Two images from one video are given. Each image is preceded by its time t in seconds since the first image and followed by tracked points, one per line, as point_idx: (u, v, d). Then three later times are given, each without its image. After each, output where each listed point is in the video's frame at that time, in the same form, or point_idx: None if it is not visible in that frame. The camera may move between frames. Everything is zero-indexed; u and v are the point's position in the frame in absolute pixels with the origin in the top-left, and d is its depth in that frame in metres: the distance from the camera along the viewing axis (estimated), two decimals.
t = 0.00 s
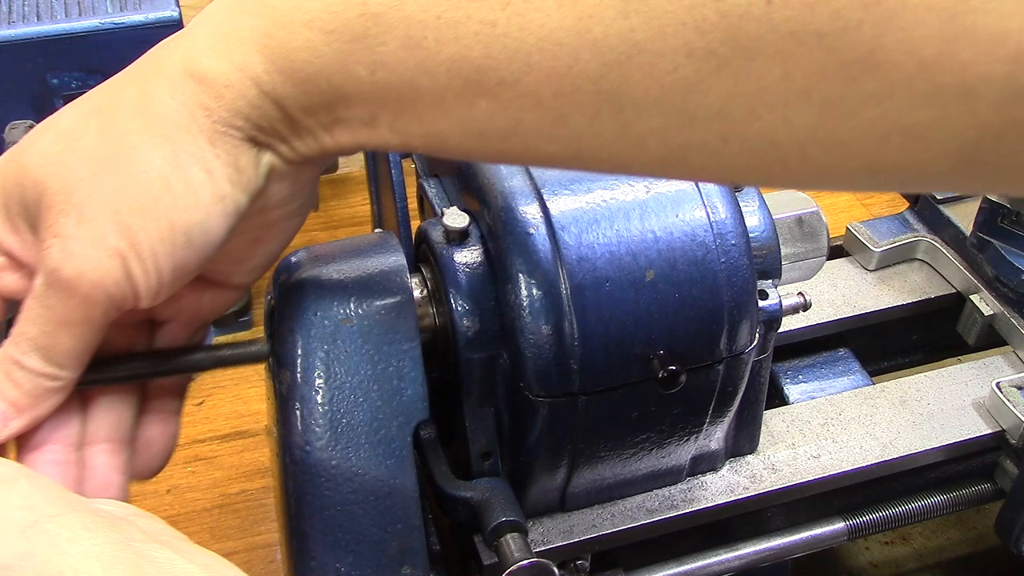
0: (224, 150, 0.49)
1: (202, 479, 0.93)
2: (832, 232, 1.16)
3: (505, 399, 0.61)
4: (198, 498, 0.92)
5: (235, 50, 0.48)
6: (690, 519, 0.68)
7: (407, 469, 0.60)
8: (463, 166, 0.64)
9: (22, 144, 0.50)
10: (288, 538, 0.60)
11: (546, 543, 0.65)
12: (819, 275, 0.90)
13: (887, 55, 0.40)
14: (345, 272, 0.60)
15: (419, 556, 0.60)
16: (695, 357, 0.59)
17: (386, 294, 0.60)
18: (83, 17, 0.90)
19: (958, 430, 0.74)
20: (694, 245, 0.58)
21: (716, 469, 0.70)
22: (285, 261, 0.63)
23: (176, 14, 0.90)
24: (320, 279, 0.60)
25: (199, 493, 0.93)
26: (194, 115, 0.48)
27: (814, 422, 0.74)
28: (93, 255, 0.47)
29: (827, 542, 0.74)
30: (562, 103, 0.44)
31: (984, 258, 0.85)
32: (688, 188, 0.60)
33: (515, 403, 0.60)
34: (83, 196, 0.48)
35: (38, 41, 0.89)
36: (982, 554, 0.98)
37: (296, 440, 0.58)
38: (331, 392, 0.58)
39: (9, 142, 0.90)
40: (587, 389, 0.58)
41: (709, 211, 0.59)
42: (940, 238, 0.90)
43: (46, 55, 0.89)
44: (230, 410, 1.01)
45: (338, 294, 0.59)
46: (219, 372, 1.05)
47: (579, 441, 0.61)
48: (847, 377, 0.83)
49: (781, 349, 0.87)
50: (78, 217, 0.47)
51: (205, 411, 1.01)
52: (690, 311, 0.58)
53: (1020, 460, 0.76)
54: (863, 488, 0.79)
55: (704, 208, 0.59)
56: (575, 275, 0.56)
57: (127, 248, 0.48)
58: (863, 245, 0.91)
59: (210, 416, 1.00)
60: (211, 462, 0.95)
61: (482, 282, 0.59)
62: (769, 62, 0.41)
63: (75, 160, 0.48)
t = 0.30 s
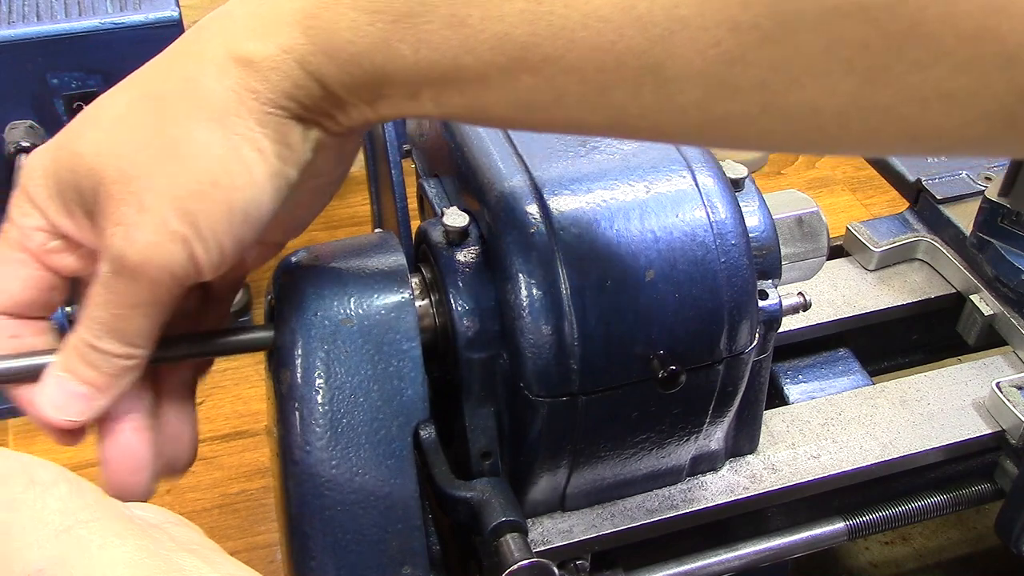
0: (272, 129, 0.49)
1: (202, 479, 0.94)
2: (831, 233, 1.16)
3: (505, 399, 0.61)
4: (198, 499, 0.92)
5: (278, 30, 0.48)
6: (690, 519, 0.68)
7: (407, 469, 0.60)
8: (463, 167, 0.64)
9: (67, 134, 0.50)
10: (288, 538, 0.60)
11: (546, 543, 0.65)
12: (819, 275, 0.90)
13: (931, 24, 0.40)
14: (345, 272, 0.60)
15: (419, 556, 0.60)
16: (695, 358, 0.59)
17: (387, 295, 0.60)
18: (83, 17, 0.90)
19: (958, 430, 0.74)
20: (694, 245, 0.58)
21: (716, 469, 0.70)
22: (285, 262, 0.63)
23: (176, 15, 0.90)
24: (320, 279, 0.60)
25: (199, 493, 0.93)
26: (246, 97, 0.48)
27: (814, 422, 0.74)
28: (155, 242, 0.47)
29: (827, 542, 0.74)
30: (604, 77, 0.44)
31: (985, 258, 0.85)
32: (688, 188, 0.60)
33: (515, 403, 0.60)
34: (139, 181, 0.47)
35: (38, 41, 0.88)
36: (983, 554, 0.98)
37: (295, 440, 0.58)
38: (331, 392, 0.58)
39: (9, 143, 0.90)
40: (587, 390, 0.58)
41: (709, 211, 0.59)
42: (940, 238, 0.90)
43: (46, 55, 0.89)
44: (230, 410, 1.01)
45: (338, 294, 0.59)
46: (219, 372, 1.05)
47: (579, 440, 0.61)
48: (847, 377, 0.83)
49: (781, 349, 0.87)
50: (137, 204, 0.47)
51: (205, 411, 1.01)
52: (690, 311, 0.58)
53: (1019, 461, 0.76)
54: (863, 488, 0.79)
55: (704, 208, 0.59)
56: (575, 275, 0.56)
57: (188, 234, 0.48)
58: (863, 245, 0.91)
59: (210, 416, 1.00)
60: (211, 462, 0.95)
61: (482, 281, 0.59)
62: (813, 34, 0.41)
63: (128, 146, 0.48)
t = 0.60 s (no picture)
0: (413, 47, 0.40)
1: (202, 480, 0.94)
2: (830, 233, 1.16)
3: (505, 399, 0.61)
4: (198, 499, 0.92)
5: None
6: (691, 519, 0.68)
7: (407, 469, 0.60)
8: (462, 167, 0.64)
9: (171, 16, 0.39)
10: (288, 537, 0.60)
11: (545, 543, 0.65)
12: (820, 275, 0.90)
13: None
14: (345, 272, 0.60)
15: (419, 557, 0.60)
16: (695, 358, 0.59)
17: (386, 294, 0.60)
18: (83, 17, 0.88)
19: (959, 430, 0.74)
20: (694, 246, 0.58)
21: (716, 469, 0.70)
22: (285, 262, 0.63)
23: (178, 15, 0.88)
24: (319, 279, 0.60)
25: (200, 493, 0.93)
26: (362, 2, 0.37)
27: (814, 422, 0.74)
28: (264, 144, 0.39)
29: (826, 542, 0.74)
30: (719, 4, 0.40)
31: (985, 258, 0.85)
32: (689, 188, 0.60)
33: (515, 403, 0.60)
34: (261, 71, 0.38)
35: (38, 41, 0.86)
36: (982, 554, 0.98)
37: (295, 440, 0.58)
38: (331, 392, 0.58)
39: (8, 144, 0.87)
40: (586, 390, 0.58)
41: (709, 211, 0.59)
42: (940, 238, 0.90)
43: (44, 56, 0.86)
44: (231, 411, 1.01)
45: (338, 295, 0.59)
46: (219, 372, 1.05)
47: (579, 441, 0.61)
48: (847, 377, 0.83)
49: (781, 349, 0.87)
50: (245, 99, 0.38)
51: (205, 410, 1.01)
52: (690, 311, 0.58)
53: (1019, 461, 0.76)
54: (863, 488, 0.79)
55: (705, 208, 0.59)
56: (575, 275, 0.56)
57: (309, 130, 0.39)
58: (863, 245, 0.91)
59: (210, 416, 1.00)
60: (211, 462, 0.95)
61: (482, 281, 0.59)
62: None
63: (248, 38, 0.37)
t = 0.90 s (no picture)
0: None
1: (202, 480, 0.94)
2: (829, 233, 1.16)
3: (504, 399, 0.61)
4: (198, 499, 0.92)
5: None
6: (690, 519, 0.68)
7: (407, 469, 0.60)
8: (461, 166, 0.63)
9: None
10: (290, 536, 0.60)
11: (545, 543, 0.65)
12: (819, 275, 0.90)
13: None
14: (344, 272, 0.60)
15: (419, 556, 0.61)
16: (695, 358, 0.60)
17: (385, 295, 0.60)
18: (83, 16, 0.87)
19: (958, 430, 0.74)
20: (694, 246, 0.58)
21: (716, 469, 0.70)
22: (285, 262, 0.63)
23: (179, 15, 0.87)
24: (317, 280, 0.60)
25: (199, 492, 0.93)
26: None
27: (813, 421, 0.74)
28: None
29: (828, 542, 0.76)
30: None
31: (984, 258, 0.85)
32: (688, 187, 0.59)
33: (515, 403, 0.60)
34: None
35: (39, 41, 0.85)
36: (982, 554, 0.98)
37: (295, 439, 0.58)
38: (331, 392, 0.58)
39: (8, 144, 0.87)
40: (586, 390, 0.58)
41: (709, 211, 0.59)
42: (940, 238, 0.90)
43: (45, 56, 0.85)
44: (230, 410, 1.01)
45: (337, 295, 0.59)
46: (219, 372, 1.04)
47: (580, 441, 0.62)
48: (848, 377, 0.84)
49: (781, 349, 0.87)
50: None
51: (205, 410, 1.01)
52: (690, 311, 0.58)
53: (1019, 460, 0.76)
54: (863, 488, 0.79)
55: (704, 207, 0.59)
56: (574, 276, 0.56)
57: None
58: (863, 245, 0.91)
59: (210, 416, 1.00)
60: (212, 462, 0.96)
61: (481, 281, 0.59)
62: None
63: None
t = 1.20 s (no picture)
0: None
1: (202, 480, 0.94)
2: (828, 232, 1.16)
3: (505, 399, 0.61)
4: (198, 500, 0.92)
5: None
6: (690, 519, 0.68)
7: (407, 469, 0.60)
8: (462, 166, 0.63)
9: None
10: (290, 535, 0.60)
11: (545, 543, 0.65)
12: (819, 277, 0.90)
13: None
14: (345, 272, 0.60)
15: (419, 557, 0.61)
16: (695, 358, 0.60)
17: (386, 295, 0.60)
18: (83, 16, 0.87)
19: (959, 429, 0.74)
20: (694, 246, 0.58)
21: (716, 469, 0.70)
22: (285, 262, 0.63)
23: (179, 15, 0.87)
24: (318, 280, 0.60)
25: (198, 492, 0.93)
26: None
27: (814, 421, 0.74)
28: None
29: (827, 540, 0.76)
30: None
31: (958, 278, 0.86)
32: (688, 187, 0.59)
33: (515, 403, 0.60)
34: None
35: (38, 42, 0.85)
36: (983, 554, 0.98)
37: (296, 439, 0.58)
38: (331, 392, 0.58)
39: (8, 144, 0.87)
40: (586, 389, 0.59)
41: (709, 211, 0.59)
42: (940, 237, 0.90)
43: (45, 56, 0.85)
44: (230, 410, 1.01)
45: (337, 295, 0.59)
46: (219, 372, 1.04)
47: (579, 441, 0.62)
48: (848, 377, 0.83)
49: (782, 350, 0.87)
50: None
51: (205, 411, 1.01)
52: (690, 311, 0.58)
53: (1018, 460, 0.76)
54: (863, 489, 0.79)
55: (704, 207, 0.59)
56: (575, 275, 0.56)
57: None
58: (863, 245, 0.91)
59: (210, 416, 1.00)
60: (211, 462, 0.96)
61: (482, 281, 0.59)
62: None
63: None
